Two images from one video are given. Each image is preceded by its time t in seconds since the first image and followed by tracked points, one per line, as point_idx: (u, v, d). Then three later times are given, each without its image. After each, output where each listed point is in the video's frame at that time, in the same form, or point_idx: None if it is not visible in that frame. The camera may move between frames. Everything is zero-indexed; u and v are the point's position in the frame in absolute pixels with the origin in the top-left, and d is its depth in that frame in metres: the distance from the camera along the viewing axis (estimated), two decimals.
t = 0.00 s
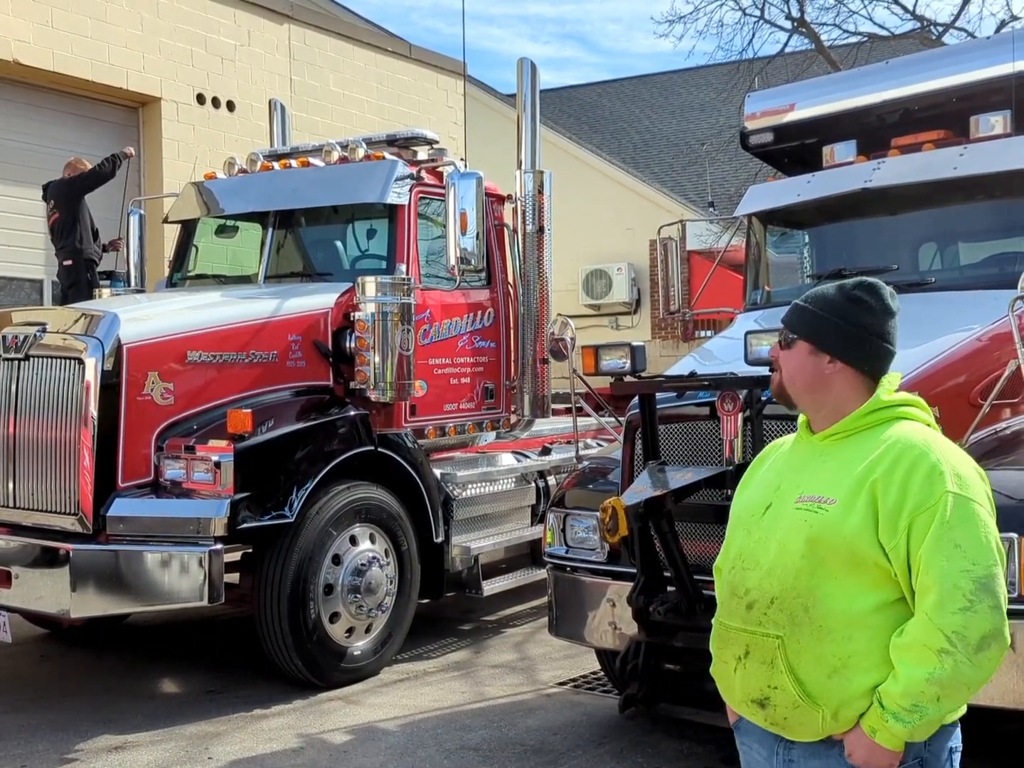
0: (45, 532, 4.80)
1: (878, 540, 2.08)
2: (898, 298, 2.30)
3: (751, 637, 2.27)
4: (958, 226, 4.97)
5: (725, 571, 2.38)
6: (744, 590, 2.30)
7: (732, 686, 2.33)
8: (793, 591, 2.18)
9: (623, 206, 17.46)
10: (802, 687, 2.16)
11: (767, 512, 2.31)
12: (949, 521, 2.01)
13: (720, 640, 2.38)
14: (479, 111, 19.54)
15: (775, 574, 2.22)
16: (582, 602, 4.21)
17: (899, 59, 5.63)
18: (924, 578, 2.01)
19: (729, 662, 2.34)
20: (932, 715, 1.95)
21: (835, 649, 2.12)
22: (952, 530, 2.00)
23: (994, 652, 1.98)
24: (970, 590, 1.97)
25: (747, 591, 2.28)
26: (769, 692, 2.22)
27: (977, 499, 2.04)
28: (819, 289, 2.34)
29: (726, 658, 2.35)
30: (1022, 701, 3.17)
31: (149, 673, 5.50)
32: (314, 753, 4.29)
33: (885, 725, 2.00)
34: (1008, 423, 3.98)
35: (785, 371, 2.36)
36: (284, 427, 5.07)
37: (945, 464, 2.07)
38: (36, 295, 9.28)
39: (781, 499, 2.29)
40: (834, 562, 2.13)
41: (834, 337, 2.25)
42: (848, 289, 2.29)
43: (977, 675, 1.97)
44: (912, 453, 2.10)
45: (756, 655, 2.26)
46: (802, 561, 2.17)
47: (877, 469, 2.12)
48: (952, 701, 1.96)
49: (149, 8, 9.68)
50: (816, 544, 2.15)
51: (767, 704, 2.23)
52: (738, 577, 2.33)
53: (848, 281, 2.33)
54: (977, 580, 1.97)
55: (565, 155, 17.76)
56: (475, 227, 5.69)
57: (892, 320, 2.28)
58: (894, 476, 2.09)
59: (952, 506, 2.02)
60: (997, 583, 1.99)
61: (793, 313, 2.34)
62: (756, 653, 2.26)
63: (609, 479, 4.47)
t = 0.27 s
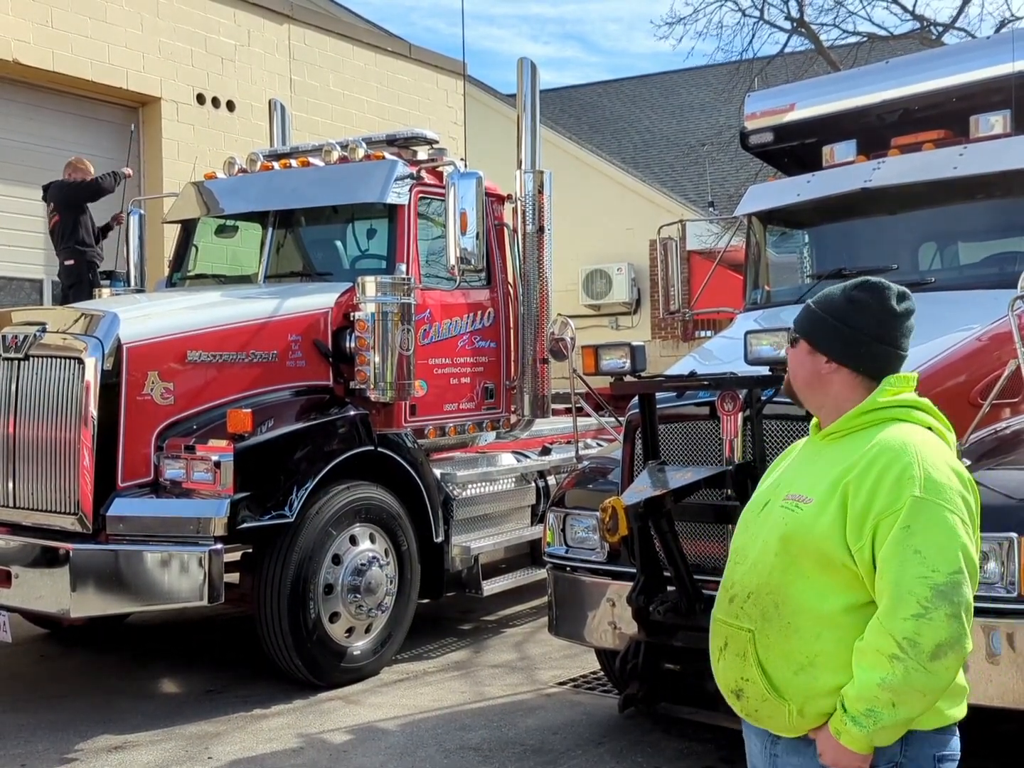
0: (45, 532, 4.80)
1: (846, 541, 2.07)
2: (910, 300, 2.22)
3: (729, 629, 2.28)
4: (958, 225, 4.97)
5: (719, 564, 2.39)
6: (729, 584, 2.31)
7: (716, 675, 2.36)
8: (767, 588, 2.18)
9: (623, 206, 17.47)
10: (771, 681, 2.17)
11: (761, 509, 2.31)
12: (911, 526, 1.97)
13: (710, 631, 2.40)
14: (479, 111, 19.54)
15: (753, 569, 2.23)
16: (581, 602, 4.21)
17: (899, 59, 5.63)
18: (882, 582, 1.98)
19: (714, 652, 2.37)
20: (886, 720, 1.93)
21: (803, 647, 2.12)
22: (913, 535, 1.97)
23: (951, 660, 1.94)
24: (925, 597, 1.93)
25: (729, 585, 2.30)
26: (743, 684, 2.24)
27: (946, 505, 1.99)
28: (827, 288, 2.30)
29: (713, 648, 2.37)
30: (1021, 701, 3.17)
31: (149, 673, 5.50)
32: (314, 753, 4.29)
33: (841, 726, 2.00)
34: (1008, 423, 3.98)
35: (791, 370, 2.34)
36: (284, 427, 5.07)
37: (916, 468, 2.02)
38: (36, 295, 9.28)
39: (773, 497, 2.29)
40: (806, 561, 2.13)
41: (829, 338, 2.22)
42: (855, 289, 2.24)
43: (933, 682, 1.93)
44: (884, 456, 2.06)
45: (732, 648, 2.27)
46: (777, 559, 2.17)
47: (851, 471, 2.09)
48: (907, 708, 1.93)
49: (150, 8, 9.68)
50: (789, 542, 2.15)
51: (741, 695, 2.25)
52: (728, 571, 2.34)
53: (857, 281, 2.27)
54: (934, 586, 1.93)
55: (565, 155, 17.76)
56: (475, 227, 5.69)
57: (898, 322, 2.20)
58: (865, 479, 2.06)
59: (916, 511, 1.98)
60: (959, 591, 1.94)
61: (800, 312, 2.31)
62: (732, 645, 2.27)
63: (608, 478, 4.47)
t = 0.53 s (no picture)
0: (45, 532, 4.80)
1: (824, 544, 2.06)
2: (917, 303, 2.20)
3: (718, 625, 2.29)
4: (957, 225, 4.97)
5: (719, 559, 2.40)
6: (721, 580, 2.32)
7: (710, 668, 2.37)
8: (751, 586, 2.18)
9: (623, 206, 17.47)
10: (753, 678, 2.18)
11: (759, 507, 2.31)
12: (882, 531, 1.95)
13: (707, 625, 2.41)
14: (478, 110, 19.54)
15: (741, 567, 2.23)
16: (581, 602, 4.21)
17: (898, 59, 5.63)
18: (851, 586, 1.97)
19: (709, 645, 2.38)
20: (853, 724, 1.93)
21: (783, 646, 2.13)
22: (882, 540, 1.94)
23: (917, 666, 1.92)
24: (889, 602, 1.91)
25: (721, 582, 2.30)
26: (729, 679, 2.26)
27: (920, 510, 1.96)
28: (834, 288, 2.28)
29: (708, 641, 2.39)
30: (1020, 701, 3.18)
31: (149, 673, 5.50)
32: (314, 753, 4.29)
33: (812, 726, 2.01)
34: (1008, 423, 3.98)
35: (798, 369, 2.33)
36: (284, 427, 5.07)
37: (892, 472, 1.99)
38: (36, 294, 9.28)
39: (769, 496, 2.28)
40: (788, 561, 2.12)
41: (832, 339, 2.20)
42: (861, 289, 2.22)
43: (898, 688, 1.91)
44: (863, 459, 2.04)
45: (719, 643, 2.28)
46: (762, 558, 2.17)
47: (833, 474, 2.08)
48: (873, 712, 1.92)
49: (149, 8, 9.68)
50: (773, 542, 2.15)
51: (728, 690, 2.26)
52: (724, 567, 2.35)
53: (863, 281, 2.24)
54: (900, 593, 1.91)
55: (565, 154, 17.76)
56: (475, 227, 5.69)
57: (903, 323, 2.16)
58: (845, 482, 2.04)
59: (888, 516, 1.96)
60: (926, 598, 1.91)
61: (807, 312, 2.29)
62: (720, 641, 2.28)
63: (608, 478, 4.47)
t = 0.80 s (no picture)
0: (45, 532, 4.80)
1: (819, 545, 2.06)
2: (924, 302, 2.20)
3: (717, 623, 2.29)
4: (958, 225, 4.97)
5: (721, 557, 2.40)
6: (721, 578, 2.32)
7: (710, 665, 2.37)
8: (748, 585, 2.19)
9: (623, 206, 17.47)
10: (750, 676, 2.18)
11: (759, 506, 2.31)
12: (875, 534, 1.95)
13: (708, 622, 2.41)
14: (478, 110, 19.54)
15: (740, 566, 2.23)
16: (581, 602, 4.21)
17: (899, 58, 5.63)
18: (843, 588, 1.97)
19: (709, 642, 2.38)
20: (844, 725, 1.93)
21: (778, 645, 2.13)
22: (874, 542, 1.94)
23: (907, 669, 1.91)
24: (880, 605, 1.91)
25: (720, 580, 2.30)
26: (727, 676, 2.26)
27: (913, 512, 1.95)
28: (840, 288, 2.28)
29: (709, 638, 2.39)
30: (1020, 701, 3.18)
31: (149, 673, 5.50)
32: (314, 753, 4.29)
33: (805, 726, 2.01)
34: (1008, 423, 3.97)
35: (804, 369, 2.32)
36: (284, 427, 5.07)
37: (886, 474, 1.99)
38: (36, 294, 9.28)
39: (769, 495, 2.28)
40: (785, 561, 2.12)
41: (838, 339, 2.20)
42: (868, 289, 2.21)
43: (888, 690, 1.91)
44: (859, 461, 2.03)
45: (718, 641, 2.27)
46: (760, 557, 2.17)
47: (830, 475, 2.08)
48: (864, 714, 1.92)
49: (150, 8, 9.68)
50: (770, 542, 2.15)
51: (726, 687, 2.26)
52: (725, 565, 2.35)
53: (870, 281, 2.24)
54: (891, 595, 1.91)
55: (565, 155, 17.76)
56: (475, 227, 5.69)
57: (909, 324, 2.16)
58: (840, 484, 2.04)
59: (881, 519, 1.95)
60: (918, 601, 1.91)
61: (813, 312, 2.29)
62: (718, 638, 2.28)
63: (608, 478, 4.46)
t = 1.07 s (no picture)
0: (45, 532, 4.80)
1: (825, 545, 2.05)
2: (931, 304, 2.19)
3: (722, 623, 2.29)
4: (958, 225, 4.96)
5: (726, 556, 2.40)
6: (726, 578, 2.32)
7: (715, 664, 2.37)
8: (754, 584, 2.18)
9: (623, 206, 17.46)
10: (756, 676, 2.18)
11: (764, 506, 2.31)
12: (882, 534, 1.94)
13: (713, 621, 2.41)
14: (478, 110, 19.54)
15: (746, 566, 2.23)
16: (581, 602, 4.21)
17: (899, 58, 5.62)
18: (850, 588, 1.97)
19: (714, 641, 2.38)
20: (850, 725, 1.93)
21: (784, 644, 2.13)
22: (881, 542, 1.94)
23: (914, 670, 1.91)
24: (887, 605, 1.91)
25: (726, 580, 2.30)
26: (732, 676, 2.26)
27: (921, 512, 1.95)
28: (847, 288, 2.27)
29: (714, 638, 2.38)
30: (1021, 701, 3.17)
31: (149, 673, 5.49)
32: (314, 753, 4.29)
33: (811, 725, 2.01)
34: (1009, 422, 3.97)
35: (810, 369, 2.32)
36: (284, 427, 5.07)
37: (893, 474, 1.99)
38: (36, 294, 9.28)
39: (774, 495, 2.28)
40: (790, 561, 2.12)
41: (843, 339, 2.19)
42: (875, 289, 2.21)
43: (895, 690, 1.91)
44: (866, 461, 2.03)
45: (723, 641, 2.28)
46: (766, 557, 2.17)
47: (836, 475, 2.08)
48: (870, 714, 1.92)
49: (150, 8, 9.68)
50: (776, 541, 2.15)
51: (731, 687, 2.26)
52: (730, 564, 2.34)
53: (877, 281, 2.23)
54: (898, 595, 1.91)
55: (565, 154, 17.76)
56: (475, 227, 5.69)
57: (916, 324, 2.16)
58: (847, 484, 2.04)
59: (888, 519, 1.95)
60: (925, 601, 1.91)
61: (819, 312, 2.28)
62: (723, 638, 2.28)
63: (608, 479, 4.46)
